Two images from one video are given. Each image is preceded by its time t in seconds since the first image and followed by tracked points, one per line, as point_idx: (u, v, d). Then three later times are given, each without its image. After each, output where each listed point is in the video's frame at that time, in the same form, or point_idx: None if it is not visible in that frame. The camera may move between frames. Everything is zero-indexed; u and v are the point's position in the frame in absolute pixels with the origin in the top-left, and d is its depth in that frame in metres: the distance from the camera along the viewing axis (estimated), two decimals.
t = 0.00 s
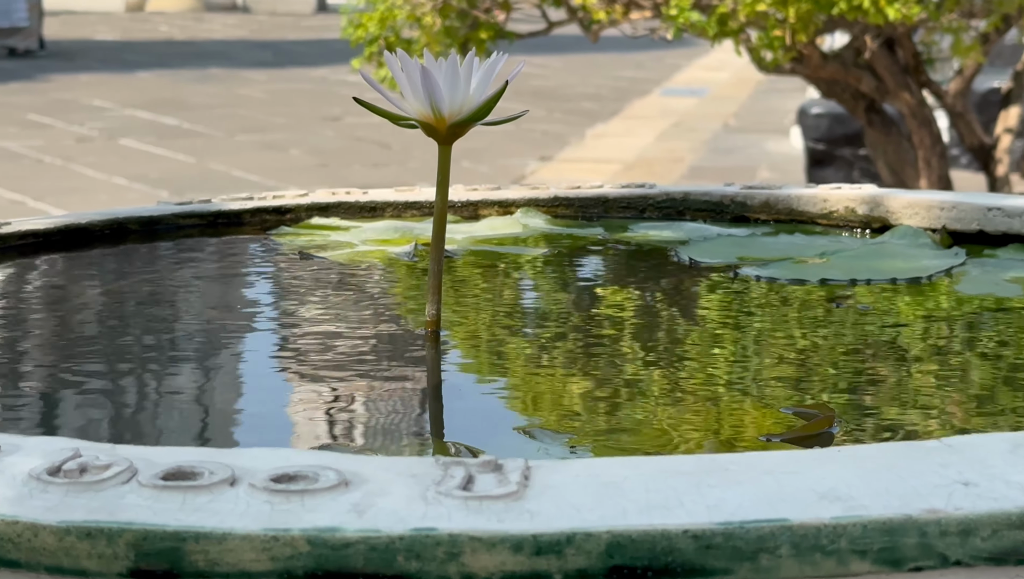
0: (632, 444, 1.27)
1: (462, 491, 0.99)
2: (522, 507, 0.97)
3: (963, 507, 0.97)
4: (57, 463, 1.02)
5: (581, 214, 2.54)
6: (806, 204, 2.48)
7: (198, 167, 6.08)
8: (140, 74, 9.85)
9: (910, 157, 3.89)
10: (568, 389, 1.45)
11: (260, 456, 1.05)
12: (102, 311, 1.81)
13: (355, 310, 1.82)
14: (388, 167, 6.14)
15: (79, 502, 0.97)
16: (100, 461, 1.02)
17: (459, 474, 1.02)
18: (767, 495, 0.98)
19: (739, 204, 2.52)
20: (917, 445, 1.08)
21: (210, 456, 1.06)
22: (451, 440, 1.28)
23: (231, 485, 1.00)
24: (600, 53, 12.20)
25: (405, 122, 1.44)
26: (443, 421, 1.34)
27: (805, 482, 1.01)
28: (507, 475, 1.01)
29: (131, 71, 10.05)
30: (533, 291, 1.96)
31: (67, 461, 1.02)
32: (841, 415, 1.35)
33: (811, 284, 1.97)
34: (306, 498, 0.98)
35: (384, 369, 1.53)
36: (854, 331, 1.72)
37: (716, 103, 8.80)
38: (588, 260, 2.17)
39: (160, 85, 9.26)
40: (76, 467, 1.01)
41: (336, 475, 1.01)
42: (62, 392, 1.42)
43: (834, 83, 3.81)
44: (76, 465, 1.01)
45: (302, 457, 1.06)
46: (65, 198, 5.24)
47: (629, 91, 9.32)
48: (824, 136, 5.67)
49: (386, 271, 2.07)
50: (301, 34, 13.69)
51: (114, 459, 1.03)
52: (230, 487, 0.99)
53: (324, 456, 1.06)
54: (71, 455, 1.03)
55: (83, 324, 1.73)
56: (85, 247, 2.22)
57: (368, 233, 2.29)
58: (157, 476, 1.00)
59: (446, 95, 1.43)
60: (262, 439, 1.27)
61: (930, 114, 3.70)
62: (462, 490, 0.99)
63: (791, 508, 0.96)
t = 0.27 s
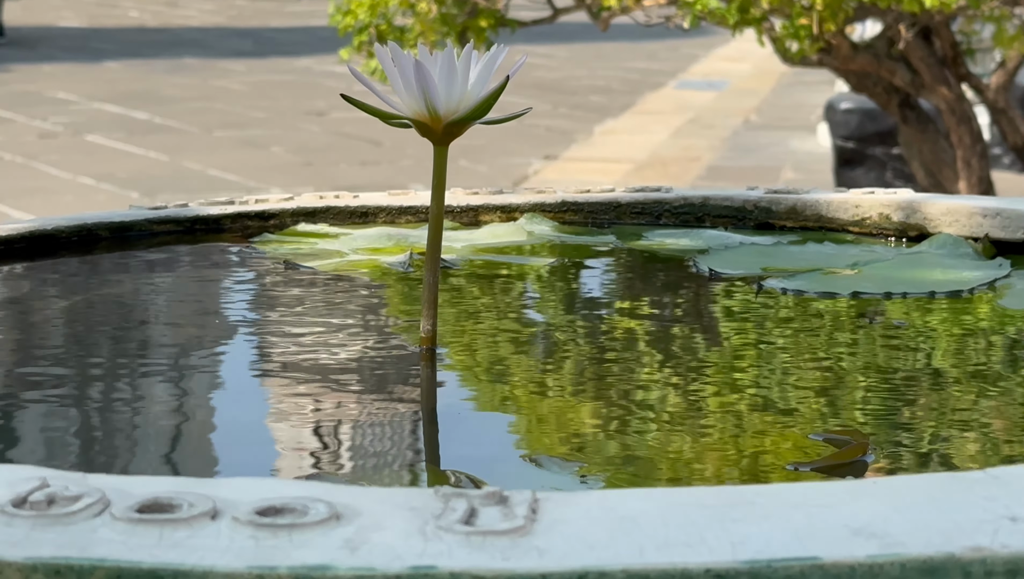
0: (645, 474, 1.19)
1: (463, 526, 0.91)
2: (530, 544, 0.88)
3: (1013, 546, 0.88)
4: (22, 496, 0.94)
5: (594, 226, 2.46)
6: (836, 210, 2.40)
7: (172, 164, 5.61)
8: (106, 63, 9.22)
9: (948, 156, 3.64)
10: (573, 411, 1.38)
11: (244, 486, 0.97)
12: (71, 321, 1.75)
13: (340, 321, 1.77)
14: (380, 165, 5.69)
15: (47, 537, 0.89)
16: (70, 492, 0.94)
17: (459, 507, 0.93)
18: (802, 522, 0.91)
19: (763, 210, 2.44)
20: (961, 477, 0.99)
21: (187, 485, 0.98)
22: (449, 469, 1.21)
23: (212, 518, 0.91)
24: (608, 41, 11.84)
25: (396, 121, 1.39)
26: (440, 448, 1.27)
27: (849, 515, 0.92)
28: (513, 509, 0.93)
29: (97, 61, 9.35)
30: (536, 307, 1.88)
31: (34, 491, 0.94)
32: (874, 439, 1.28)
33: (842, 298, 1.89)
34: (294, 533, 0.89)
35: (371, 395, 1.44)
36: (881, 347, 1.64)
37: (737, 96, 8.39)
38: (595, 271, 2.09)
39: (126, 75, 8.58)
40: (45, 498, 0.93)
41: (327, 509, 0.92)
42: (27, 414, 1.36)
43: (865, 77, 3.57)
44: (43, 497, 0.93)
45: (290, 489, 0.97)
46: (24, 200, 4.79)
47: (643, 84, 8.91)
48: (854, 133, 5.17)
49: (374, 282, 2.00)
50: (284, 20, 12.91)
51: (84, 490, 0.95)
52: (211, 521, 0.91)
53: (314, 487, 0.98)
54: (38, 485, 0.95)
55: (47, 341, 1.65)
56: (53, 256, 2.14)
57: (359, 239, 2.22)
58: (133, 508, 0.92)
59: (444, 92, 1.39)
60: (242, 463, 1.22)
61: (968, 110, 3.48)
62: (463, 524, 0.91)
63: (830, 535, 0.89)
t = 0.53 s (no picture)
0: (660, 500, 1.17)
1: (474, 560, 0.83)
2: None
3: None
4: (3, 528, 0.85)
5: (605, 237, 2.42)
6: (864, 221, 2.35)
7: (154, 170, 5.54)
8: (85, 63, 9.14)
9: (978, 162, 3.51)
10: (584, 438, 1.34)
11: (240, 516, 0.89)
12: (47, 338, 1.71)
13: (335, 340, 1.74)
14: (372, 171, 5.62)
15: (31, 572, 0.81)
16: (57, 522, 0.86)
17: (469, 541, 0.86)
18: (833, 539, 0.86)
19: (785, 222, 2.40)
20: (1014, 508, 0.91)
21: (182, 514, 0.90)
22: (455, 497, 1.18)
23: (208, 552, 0.84)
24: (616, 43, 11.73)
25: (400, 129, 1.37)
26: (444, 473, 1.25)
27: (903, 540, 0.86)
28: (528, 543, 0.86)
29: (76, 60, 9.27)
30: (539, 321, 1.85)
31: (17, 521, 0.86)
32: (904, 468, 1.26)
33: (869, 315, 1.86)
34: (295, 567, 0.82)
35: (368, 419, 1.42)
36: (900, 368, 1.62)
37: (752, 99, 8.26)
38: (604, 284, 2.05)
39: (104, 75, 8.50)
40: (30, 528, 0.85)
41: (330, 541, 0.85)
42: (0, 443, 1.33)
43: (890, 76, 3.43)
44: (28, 527, 0.85)
45: (290, 519, 0.90)
46: None
47: (652, 85, 8.83)
48: (878, 138, 4.85)
49: (371, 295, 1.97)
50: (274, 17, 12.80)
51: (72, 520, 0.87)
52: (206, 554, 0.83)
53: (315, 517, 0.90)
54: (22, 515, 0.87)
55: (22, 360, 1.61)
56: (33, 267, 2.10)
57: (357, 252, 2.18)
58: (122, 540, 0.84)
59: (450, 98, 1.35)
60: (226, 492, 1.19)
61: (1002, 113, 3.33)
62: (475, 559, 0.83)
63: (866, 550, 0.85)
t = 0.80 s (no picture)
0: (669, 516, 1.18)
1: (482, 575, 0.82)
2: None
3: None
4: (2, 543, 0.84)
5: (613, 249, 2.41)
6: (875, 233, 2.35)
7: (152, 182, 5.53)
8: (83, 73, 9.13)
9: (990, 175, 3.48)
10: (594, 451, 1.36)
11: (243, 532, 0.88)
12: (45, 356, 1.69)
13: (335, 356, 1.72)
14: (373, 183, 5.60)
15: None
16: (57, 536, 0.85)
17: (477, 555, 0.85)
18: (847, 549, 0.86)
19: (795, 234, 2.40)
20: None
21: (183, 529, 0.89)
22: (458, 511, 1.19)
23: (212, 566, 0.83)
24: (621, 54, 11.72)
25: (404, 138, 1.36)
26: (447, 486, 1.26)
27: (925, 551, 0.85)
28: (536, 557, 0.85)
29: (73, 71, 9.25)
30: (543, 332, 1.85)
31: (17, 536, 0.85)
32: (916, 483, 1.27)
33: (881, 328, 1.85)
34: None
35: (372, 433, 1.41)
36: (908, 382, 1.63)
37: (758, 111, 8.23)
38: (611, 297, 2.05)
39: (102, 86, 8.50)
40: (30, 543, 0.85)
41: (335, 555, 0.84)
42: None
43: (900, 88, 3.39)
44: (27, 542, 0.85)
45: (294, 534, 0.89)
46: None
47: (658, 96, 8.80)
48: (888, 150, 4.77)
49: (372, 310, 1.96)
50: (274, 27, 12.78)
51: (72, 534, 0.86)
52: (209, 569, 0.82)
53: (320, 533, 0.89)
54: (23, 529, 0.86)
55: (18, 375, 1.61)
56: (30, 280, 2.10)
57: (360, 265, 2.17)
58: (124, 554, 0.84)
59: (451, 107, 1.34)
60: (225, 509, 1.19)
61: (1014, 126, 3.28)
62: (483, 573, 0.82)
63: (885, 559, 0.85)
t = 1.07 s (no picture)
0: (671, 529, 1.18)
1: None
2: None
3: None
4: None
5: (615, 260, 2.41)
6: (877, 245, 2.36)
7: (153, 195, 5.52)
8: (84, 86, 9.13)
9: (995, 188, 3.45)
10: (594, 465, 1.35)
11: (242, 544, 0.88)
12: (44, 369, 1.68)
13: (334, 369, 1.71)
14: (376, 196, 5.60)
15: None
16: (55, 548, 0.85)
17: (476, 567, 0.85)
18: (850, 562, 0.86)
19: (797, 246, 2.40)
20: None
21: (182, 541, 0.89)
22: (459, 524, 1.19)
23: (209, 577, 0.82)
24: (624, 66, 11.71)
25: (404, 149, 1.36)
26: (448, 499, 1.26)
27: (929, 562, 0.85)
28: (536, 569, 0.84)
29: (74, 84, 9.24)
30: (546, 344, 1.85)
31: (14, 547, 0.85)
32: (915, 495, 1.27)
33: (884, 341, 1.85)
34: None
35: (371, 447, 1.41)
36: (911, 394, 1.63)
37: (760, 123, 8.23)
38: (614, 309, 2.04)
39: (104, 99, 8.49)
40: (26, 555, 0.84)
41: (333, 568, 0.84)
42: None
43: (904, 100, 3.40)
44: (24, 554, 0.84)
45: (292, 545, 0.89)
46: None
47: (662, 109, 8.79)
48: (892, 162, 4.78)
49: (374, 322, 1.96)
50: (276, 40, 12.78)
51: (70, 546, 0.86)
52: None
53: (316, 544, 0.89)
54: (20, 541, 0.86)
55: (18, 388, 1.60)
56: (30, 292, 2.10)
57: (360, 277, 2.17)
58: (121, 566, 0.83)
59: (452, 118, 1.35)
60: (226, 524, 1.18)
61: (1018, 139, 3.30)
62: None
63: (887, 571, 0.84)
